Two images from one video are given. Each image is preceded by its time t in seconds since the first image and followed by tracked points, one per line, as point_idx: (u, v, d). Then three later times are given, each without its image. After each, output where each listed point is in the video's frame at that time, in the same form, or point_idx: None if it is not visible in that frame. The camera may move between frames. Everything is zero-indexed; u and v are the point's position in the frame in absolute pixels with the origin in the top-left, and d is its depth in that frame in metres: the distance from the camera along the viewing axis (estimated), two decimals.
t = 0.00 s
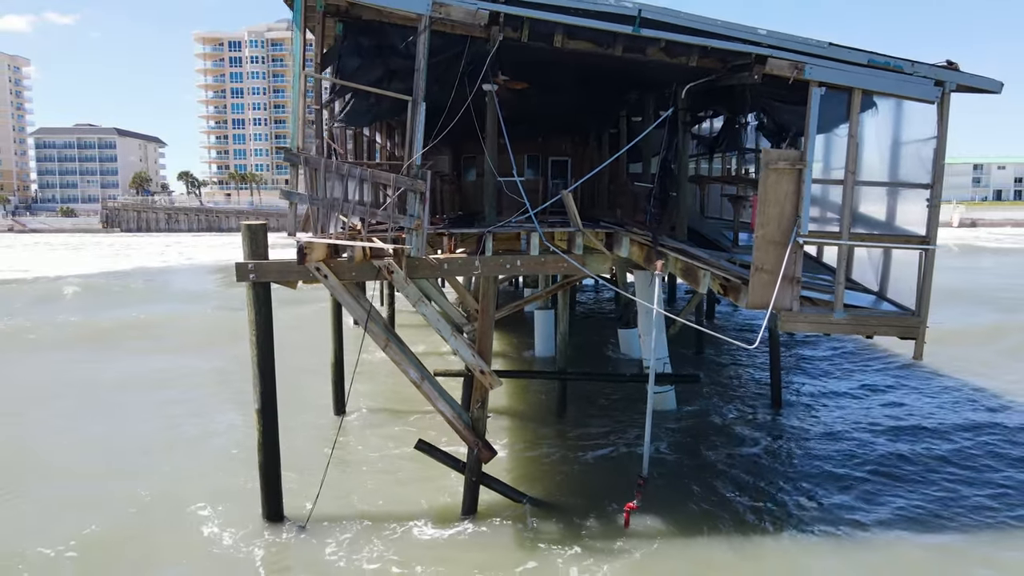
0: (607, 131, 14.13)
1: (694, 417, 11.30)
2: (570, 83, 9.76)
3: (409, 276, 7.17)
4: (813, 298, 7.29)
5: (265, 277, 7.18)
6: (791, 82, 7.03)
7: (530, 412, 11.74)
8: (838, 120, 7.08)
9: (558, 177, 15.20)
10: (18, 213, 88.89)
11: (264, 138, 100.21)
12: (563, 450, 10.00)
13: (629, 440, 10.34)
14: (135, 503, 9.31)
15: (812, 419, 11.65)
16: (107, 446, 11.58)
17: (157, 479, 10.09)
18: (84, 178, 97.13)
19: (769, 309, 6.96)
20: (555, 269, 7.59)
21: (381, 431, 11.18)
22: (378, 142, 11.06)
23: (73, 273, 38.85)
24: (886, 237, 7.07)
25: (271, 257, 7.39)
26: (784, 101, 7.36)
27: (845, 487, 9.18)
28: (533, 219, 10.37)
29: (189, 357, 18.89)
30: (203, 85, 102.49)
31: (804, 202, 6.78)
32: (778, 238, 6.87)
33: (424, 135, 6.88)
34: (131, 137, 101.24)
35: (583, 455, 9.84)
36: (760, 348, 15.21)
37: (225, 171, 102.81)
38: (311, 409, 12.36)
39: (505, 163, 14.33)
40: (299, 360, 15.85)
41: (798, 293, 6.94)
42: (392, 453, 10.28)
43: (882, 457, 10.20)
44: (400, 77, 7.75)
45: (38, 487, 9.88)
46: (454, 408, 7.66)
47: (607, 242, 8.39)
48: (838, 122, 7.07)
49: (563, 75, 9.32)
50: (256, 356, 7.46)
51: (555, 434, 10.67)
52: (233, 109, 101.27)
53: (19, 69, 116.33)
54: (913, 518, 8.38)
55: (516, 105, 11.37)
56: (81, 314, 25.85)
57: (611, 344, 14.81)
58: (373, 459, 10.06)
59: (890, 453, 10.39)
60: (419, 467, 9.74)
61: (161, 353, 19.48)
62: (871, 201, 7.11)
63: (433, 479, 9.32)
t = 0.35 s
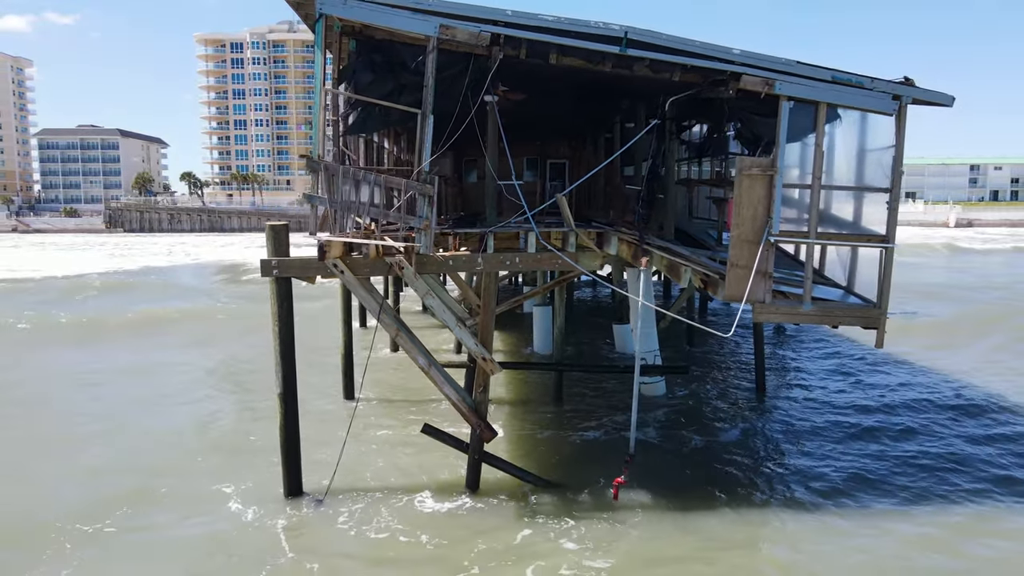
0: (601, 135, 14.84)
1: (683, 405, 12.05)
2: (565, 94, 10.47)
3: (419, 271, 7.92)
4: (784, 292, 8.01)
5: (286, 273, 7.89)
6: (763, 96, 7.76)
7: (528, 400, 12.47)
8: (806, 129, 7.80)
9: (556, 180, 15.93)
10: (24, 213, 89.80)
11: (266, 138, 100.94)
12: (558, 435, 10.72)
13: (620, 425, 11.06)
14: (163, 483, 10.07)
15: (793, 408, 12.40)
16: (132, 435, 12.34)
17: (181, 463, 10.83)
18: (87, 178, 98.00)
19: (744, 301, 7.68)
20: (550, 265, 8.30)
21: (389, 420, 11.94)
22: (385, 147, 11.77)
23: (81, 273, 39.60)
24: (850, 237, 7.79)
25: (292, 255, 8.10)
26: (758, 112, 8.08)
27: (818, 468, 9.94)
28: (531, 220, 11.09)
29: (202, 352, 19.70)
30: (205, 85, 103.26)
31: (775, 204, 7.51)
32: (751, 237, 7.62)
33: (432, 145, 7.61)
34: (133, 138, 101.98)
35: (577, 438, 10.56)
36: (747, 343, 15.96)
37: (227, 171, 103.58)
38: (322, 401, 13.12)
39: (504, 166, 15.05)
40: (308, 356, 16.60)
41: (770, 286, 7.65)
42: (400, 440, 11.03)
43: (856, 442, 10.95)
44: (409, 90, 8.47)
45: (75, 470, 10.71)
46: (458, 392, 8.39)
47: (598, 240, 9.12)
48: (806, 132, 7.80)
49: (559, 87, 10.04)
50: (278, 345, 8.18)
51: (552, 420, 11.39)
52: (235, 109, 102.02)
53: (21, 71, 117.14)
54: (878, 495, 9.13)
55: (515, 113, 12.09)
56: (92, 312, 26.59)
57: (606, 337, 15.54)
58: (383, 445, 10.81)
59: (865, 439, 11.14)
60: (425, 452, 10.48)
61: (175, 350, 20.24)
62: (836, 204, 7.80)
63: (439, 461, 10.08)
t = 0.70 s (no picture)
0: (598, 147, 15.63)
1: (671, 401, 12.86)
2: (561, 113, 11.26)
3: (427, 277, 8.75)
4: (759, 297, 8.85)
5: (307, 279, 8.69)
6: (739, 119, 8.58)
7: (526, 396, 13.27)
8: (778, 150, 8.62)
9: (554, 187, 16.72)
10: (28, 214, 90.75)
11: (268, 140, 101.90)
12: (554, 429, 11.53)
13: (612, 420, 11.87)
14: (189, 472, 10.89)
15: (775, 405, 13.22)
16: (156, 429, 13.17)
17: (204, 454, 11.67)
18: (91, 179, 98.96)
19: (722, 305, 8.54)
20: (546, 273, 9.11)
21: (396, 417, 12.77)
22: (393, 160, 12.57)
23: (89, 274, 40.46)
24: (817, 246, 8.59)
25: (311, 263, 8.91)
26: (736, 133, 8.89)
27: (794, 460, 10.77)
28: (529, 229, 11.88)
29: (214, 351, 20.56)
30: (208, 87, 104.24)
31: (750, 218, 8.37)
32: (728, 247, 8.48)
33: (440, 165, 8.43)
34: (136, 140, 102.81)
35: (571, 432, 11.37)
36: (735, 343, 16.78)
37: (229, 172, 104.52)
38: (333, 398, 13.95)
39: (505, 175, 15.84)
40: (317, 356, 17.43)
41: (745, 291, 8.51)
42: (407, 434, 11.87)
43: (831, 438, 11.78)
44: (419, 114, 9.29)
45: (105, 461, 11.56)
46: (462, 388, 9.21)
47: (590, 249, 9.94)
48: (777, 152, 8.61)
49: (555, 108, 10.83)
50: (298, 344, 8.99)
51: (548, 415, 12.20)
52: (237, 111, 102.98)
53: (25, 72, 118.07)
54: (847, 484, 9.96)
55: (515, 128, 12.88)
56: (105, 311, 27.44)
57: (601, 337, 16.34)
58: (391, 439, 11.65)
59: (839, 434, 11.98)
60: (431, 445, 11.31)
61: (188, 349, 21.09)
62: (804, 217, 8.62)
63: (443, 453, 10.90)
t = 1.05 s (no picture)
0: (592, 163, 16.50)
1: (660, 403, 13.75)
2: (558, 139, 12.11)
3: (434, 291, 9.63)
4: (736, 308, 9.78)
5: (325, 293, 9.57)
6: (717, 147, 9.48)
7: (525, 398, 14.15)
8: (751, 175, 9.50)
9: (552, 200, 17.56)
10: (32, 216, 91.68)
11: (270, 142, 102.80)
12: (551, 430, 12.41)
13: (605, 422, 12.74)
14: (213, 467, 11.81)
15: (758, 407, 14.12)
16: (178, 429, 14.08)
17: (226, 452, 12.58)
18: (94, 181, 99.91)
19: (701, 315, 9.50)
20: (542, 287, 9.98)
21: (404, 417, 13.68)
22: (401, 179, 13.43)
23: (98, 277, 41.44)
24: (788, 262, 9.46)
25: (328, 278, 9.78)
26: (714, 160, 9.77)
27: (771, 458, 11.65)
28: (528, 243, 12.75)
29: (225, 354, 21.46)
30: (209, 90, 105.21)
31: (727, 238, 9.32)
32: (707, 264, 9.44)
33: (447, 191, 9.34)
34: (139, 142, 103.83)
35: (567, 432, 12.26)
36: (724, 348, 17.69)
37: (231, 174, 105.46)
38: (344, 400, 14.86)
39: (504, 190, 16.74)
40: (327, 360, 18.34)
41: (722, 303, 9.47)
42: (414, 434, 12.76)
43: (808, 438, 12.65)
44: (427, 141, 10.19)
45: (132, 458, 12.44)
46: (466, 392, 10.09)
47: (583, 265, 10.83)
48: (751, 177, 9.50)
49: (552, 136, 11.72)
50: (317, 352, 9.88)
51: (545, 416, 13.07)
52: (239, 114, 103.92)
53: (29, 75, 119.14)
54: (818, 479, 10.83)
55: (514, 150, 13.77)
56: (118, 315, 28.37)
57: (596, 342, 17.24)
58: (400, 439, 12.50)
59: (815, 435, 12.86)
60: (436, 444, 12.23)
61: (202, 352, 22.01)
62: (776, 237, 9.48)
63: (448, 452, 11.79)
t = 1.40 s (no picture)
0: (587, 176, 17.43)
1: (649, 405, 14.68)
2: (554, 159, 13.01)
3: (440, 302, 10.52)
4: (716, 319, 10.70)
5: (340, 304, 10.49)
6: (698, 172, 10.40)
7: (524, 400, 15.07)
8: (730, 196, 10.39)
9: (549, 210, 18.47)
10: (36, 218, 92.68)
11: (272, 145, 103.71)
12: (547, 429, 13.33)
13: (597, 422, 13.66)
14: (233, 461, 12.75)
15: (743, 408, 15.07)
16: (197, 427, 15.02)
17: (244, 448, 13.51)
18: (97, 183, 100.83)
19: (684, 325, 10.43)
20: (539, 299, 10.89)
21: (410, 417, 14.62)
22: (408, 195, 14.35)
23: (108, 280, 42.41)
24: (763, 277, 10.34)
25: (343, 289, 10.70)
26: (696, 182, 10.69)
27: (753, 456, 12.52)
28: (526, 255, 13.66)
29: (236, 357, 22.40)
30: (212, 93, 106.17)
31: (707, 255, 10.30)
32: (689, 278, 10.44)
33: (453, 213, 10.26)
34: (142, 144, 104.78)
35: (562, 432, 13.18)
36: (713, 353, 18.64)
37: (233, 176, 106.37)
38: (353, 401, 15.80)
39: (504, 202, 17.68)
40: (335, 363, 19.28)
41: (703, 314, 10.42)
42: (419, 433, 13.69)
43: (787, 437, 13.60)
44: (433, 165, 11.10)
45: (158, 454, 13.34)
46: (469, 395, 11.00)
47: (577, 277, 11.75)
48: (729, 199, 10.39)
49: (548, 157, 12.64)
50: (333, 358, 10.81)
51: (542, 417, 13.99)
52: (241, 117, 104.81)
53: (33, 78, 120.13)
54: (795, 475, 11.72)
55: (513, 168, 14.71)
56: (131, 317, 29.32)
57: (591, 347, 18.17)
58: (406, 438, 13.43)
59: (794, 434, 13.80)
60: (440, 442, 13.16)
61: (213, 354, 22.95)
62: (752, 254, 10.36)
63: (451, 449, 12.72)
